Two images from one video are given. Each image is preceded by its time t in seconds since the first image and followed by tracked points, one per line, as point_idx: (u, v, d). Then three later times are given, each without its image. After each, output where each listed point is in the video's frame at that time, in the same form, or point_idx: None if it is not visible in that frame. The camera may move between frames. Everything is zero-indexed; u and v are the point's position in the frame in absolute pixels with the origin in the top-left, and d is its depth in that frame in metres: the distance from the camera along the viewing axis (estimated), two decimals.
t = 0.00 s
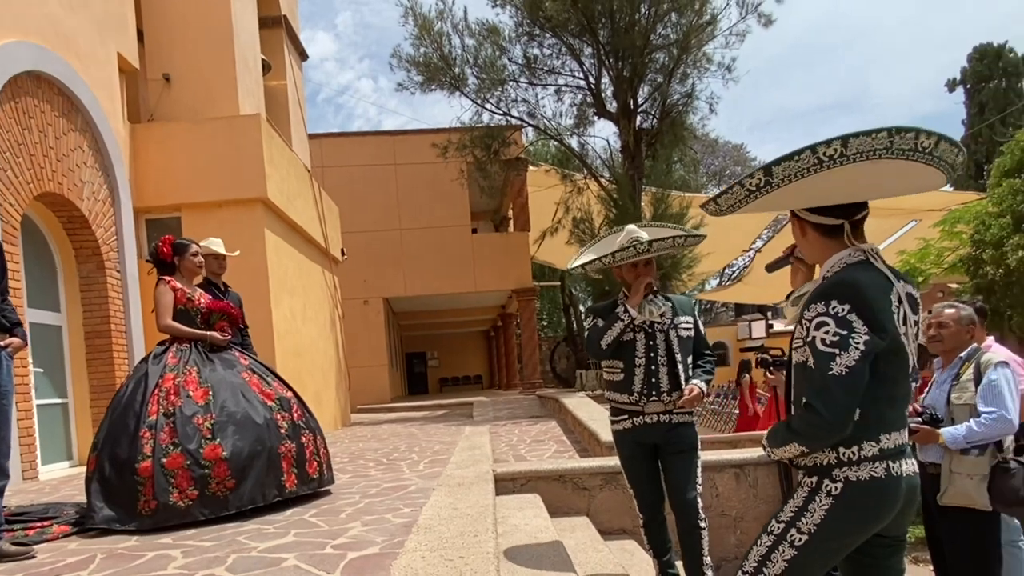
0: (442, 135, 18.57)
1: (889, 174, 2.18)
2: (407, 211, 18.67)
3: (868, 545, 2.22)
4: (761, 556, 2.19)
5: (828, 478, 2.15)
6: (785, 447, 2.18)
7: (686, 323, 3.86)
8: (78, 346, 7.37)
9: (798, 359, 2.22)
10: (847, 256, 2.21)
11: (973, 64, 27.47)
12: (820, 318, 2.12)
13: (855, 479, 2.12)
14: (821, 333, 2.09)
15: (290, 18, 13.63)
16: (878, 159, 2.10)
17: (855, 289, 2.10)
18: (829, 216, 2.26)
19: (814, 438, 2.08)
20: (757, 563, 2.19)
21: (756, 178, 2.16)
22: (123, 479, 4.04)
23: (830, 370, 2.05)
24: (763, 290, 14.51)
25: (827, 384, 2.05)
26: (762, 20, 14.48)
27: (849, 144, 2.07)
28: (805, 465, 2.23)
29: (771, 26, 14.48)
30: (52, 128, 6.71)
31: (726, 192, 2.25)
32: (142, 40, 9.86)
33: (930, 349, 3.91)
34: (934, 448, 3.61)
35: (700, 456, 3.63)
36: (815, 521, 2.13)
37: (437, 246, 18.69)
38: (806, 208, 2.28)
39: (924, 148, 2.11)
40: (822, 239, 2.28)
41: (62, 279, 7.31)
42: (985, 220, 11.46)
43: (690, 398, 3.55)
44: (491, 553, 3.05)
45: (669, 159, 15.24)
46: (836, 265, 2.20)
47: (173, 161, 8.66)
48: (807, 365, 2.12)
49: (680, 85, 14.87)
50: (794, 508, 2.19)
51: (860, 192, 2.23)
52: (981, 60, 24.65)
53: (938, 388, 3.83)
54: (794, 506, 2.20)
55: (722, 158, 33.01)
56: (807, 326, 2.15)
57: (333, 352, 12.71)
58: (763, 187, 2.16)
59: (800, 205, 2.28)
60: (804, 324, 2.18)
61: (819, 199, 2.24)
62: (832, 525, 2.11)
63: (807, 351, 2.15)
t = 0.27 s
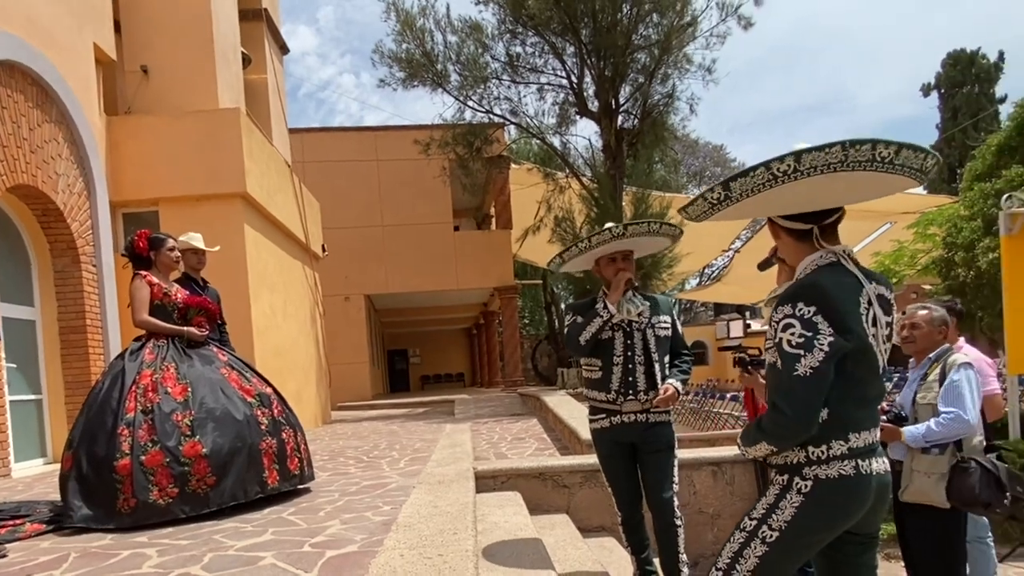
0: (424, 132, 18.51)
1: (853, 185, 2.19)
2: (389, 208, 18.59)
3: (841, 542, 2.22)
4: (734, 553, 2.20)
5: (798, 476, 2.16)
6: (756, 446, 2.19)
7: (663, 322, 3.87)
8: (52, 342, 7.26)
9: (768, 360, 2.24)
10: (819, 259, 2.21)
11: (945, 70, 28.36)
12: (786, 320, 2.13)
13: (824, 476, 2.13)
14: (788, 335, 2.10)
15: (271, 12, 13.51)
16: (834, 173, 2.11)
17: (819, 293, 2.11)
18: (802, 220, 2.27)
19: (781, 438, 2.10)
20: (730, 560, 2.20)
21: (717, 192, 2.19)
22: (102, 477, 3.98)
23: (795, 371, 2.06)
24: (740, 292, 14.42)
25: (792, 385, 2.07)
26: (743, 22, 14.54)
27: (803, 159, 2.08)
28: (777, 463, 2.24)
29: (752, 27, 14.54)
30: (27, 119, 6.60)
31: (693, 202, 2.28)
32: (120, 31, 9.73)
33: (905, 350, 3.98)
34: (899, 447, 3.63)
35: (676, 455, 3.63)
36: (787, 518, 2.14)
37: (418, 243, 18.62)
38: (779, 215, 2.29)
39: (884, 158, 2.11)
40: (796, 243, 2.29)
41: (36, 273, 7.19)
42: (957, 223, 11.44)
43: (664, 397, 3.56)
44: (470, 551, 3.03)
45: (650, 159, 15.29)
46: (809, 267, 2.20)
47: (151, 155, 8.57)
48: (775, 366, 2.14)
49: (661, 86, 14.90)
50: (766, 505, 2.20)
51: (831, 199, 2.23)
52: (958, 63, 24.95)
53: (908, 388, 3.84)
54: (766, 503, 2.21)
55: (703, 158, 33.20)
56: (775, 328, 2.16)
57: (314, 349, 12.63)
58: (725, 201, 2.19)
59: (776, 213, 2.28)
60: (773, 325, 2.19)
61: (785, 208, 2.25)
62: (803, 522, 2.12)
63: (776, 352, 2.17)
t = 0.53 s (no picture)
0: (410, 128, 18.47)
1: (850, 186, 2.22)
2: (374, 204, 18.52)
3: (817, 536, 2.24)
4: (713, 548, 2.20)
5: (778, 473, 2.18)
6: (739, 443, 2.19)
7: (646, 320, 3.89)
8: (30, 336, 7.17)
9: (751, 358, 2.24)
10: (801, 257, 2.23)
11: (925, 72, 28.67)
12: (773, 319, 2.13)
13: (803, 473, 2.14)
14: (774, 334, 2.10)
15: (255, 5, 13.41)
16: (840, 170, 2.12)
17: (806, 292, 2.12)
18: (790, 217, 2.27)
19: (766, 435, 2.10)
20: (710, 555, 2.20)
21: (721, 179, 2.15)
22: (79, 473, 3.93)
23: (781, 370, 2.06)
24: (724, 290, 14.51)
25: (778, 383, 2.07)
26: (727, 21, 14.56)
27: (814, 154, 2.09)
28: (756, 459, 2.25)
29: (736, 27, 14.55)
30: (5, 110, 6.50)
31: (690, 189, 2.23)
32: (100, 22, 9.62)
33: (883, 351, 4.00)
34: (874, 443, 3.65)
35: (659, 451, 3.64)
36: (766, 513, 2.15)
37: (403, 239, 18.58)
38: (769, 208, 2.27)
39: (883, 163, 2.15)
40: (779, 239, 2.29)
41: (14, 266, 7.10)
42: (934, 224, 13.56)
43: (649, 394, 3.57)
44: (453, 547, 3.03)
45: (635, 157, 15.35)
46: (792, 265, 2.22)
47: (132, 147, 8.48)
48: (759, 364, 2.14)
49: (646, 84, 14.90)
50: (746, 501, 2.20)
51: (823, 199, 2.25)
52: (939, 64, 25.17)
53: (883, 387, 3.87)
54: (745, 499, 2.22)
55: (687, 157, 33.37)
56: (761, 326, 2.16)
57: (297, 345, 12.58)
58: (729, 189, 2.15)
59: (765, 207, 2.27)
60: (758, 323, 2.19)
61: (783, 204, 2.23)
62: (783, 518, 2.13)
63: (760, 350, 2.16)
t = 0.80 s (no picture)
0: (398, 123, 18.44)
1: (845, 182, 2.27)
2: (362, 199, 18.48)
3: (794, 532, 2.27)
4: (694, 544, 2.22)
5: (758, 470, 2.21)
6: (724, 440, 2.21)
7: (632, 317, 3.92)
8: (14, 331, 7.13)
9: (740, 356, 2.26)
10: (788, 257, 2.26)
11: (910, 72, 28.84)
12: (766, 318, 2.15)
13: (782, 471, 2.17)
14: (767, 333, 2.12)
15: None
16: (847, 162, 2.16)
17: (798, 293, 2.15)
18: (780, 213, 2.29)
19: (754, 433, 2.12)
20: (690, 550, 2.22)
21: (741, 158, 2.12)
22: (60, 469, 3.91)
23: (775, 369, 2.08)
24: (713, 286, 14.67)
25: (772, 382, 2.09)
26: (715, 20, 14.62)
27: (831, 141, 2.10)
28: (737, 457, 2.28)
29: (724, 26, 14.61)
30: None
31: (703, 169, 2.19)
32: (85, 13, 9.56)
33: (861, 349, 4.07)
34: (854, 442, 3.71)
35: (644, 448, 3.67)
36: (746, 510, 2.17)
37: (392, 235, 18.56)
38: (757, 201, 2.29)
39: (879, 161, 2.22)
40: (767, 236, 2.31)
41: None
42: (917, 223, 15.17)
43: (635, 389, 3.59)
44: (438, 542, 3.04)
45: (623, 154, 15.41)
46: (778, 265, 2.25)
47: (117, 140, 8.43)
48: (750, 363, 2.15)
49: (634, 82, 14.93)
50: (726, 497, 2.23)
51: (812, 195, 2.31)
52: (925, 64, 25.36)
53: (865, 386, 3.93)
54: (725, 496, 2.24)
55: (675, 154, 33.49)
56: (753, 324, 2.18)
57: (285, 340, 12.55)
58: (747, 169, 2.12)
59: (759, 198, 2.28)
60: (749, 322, 2.20)
61: (787, 193, 2.24)
62: (762, 515, 2.16)
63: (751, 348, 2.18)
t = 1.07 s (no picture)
0: (390, 117, 18.43)
1: (831, 193, 2.33)
2: (354, 194, 18.46)
3: (774, 524, 2.31)
4: (676, 536, 2.25)
5: (740, 464, 2.25)
6: (711, 432, 2.25)
7: (620, 313, 3.95)
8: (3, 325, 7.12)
9: (727, 351, 2.30)
10: (771, 256, 2.29)
11: (900, 70, 29.01)
12: (757, 313, 2.18)
13: (764, 464, 2.22)
14: (759, 327, 2.15)
15: None
16: (833, 176, 2.23)
17: (789, 290, 2.19)
18: (765, 216, 2.33)
19: (744, 427, 2.15)
20: (672, 542, 2.25)
21: (731, 169, 2.18)
22: (49, 463, 3.92)
23: (768, 363, 2.11)
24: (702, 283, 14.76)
25: (763, 375, 2.12)
26: (707, 17, 14.67)
27: (819, 157, 2.16)
28: (719, 450, 2.32)
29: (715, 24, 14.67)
30: None
31: (694, 175, 2.24)
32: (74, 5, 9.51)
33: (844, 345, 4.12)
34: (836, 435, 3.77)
35: (632, 442, 3.71)
36: (727, 503, 2.21)
37: (383, 230, 18.55)
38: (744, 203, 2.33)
39: (862, 175, 2.29)
40: (750, 236, 2.35)
41: None
42: (903, 221, 15.36)
43: (622, 384, 3.62)
44: (427, 535, 3.08)
45: (615, 150, 15.44)
46: (763, 262, 2.28)
47: (106, 133, 8.41)
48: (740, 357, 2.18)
49: (626, 78, 14.92)
50: (707, 490, 2.27)
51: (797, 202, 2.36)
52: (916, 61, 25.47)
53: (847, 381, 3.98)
54: (707, 489, 2.28)
55: (667, 151, 33.56)
56: (743, 319, 2.21)
57: (277, 335, 12.55)
58: (736, 180, 2.19)
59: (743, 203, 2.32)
60: (739, 316, 2.23)
61: (777, 203, 2.29)
62: (743, 508, 2.20)
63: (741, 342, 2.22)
